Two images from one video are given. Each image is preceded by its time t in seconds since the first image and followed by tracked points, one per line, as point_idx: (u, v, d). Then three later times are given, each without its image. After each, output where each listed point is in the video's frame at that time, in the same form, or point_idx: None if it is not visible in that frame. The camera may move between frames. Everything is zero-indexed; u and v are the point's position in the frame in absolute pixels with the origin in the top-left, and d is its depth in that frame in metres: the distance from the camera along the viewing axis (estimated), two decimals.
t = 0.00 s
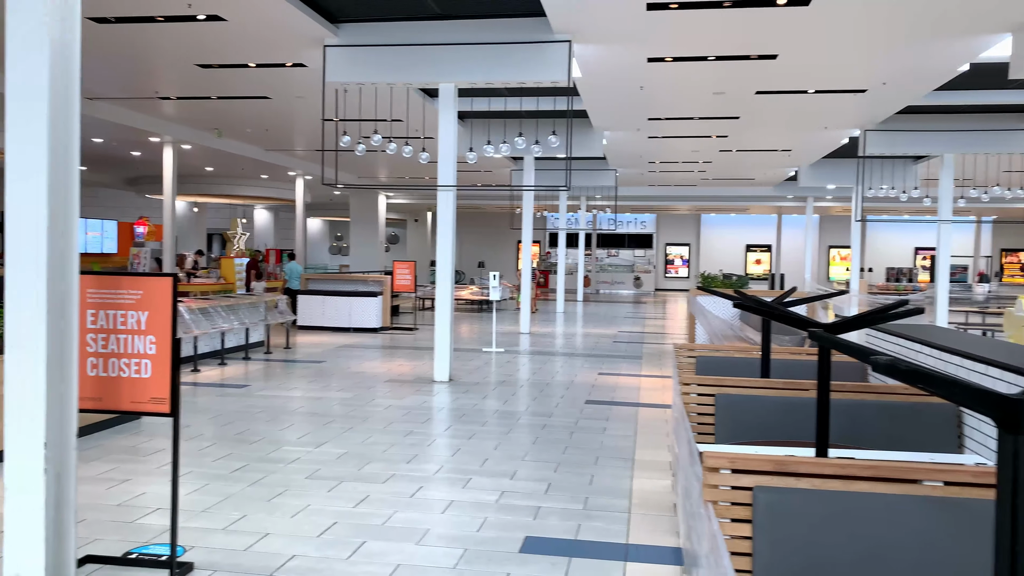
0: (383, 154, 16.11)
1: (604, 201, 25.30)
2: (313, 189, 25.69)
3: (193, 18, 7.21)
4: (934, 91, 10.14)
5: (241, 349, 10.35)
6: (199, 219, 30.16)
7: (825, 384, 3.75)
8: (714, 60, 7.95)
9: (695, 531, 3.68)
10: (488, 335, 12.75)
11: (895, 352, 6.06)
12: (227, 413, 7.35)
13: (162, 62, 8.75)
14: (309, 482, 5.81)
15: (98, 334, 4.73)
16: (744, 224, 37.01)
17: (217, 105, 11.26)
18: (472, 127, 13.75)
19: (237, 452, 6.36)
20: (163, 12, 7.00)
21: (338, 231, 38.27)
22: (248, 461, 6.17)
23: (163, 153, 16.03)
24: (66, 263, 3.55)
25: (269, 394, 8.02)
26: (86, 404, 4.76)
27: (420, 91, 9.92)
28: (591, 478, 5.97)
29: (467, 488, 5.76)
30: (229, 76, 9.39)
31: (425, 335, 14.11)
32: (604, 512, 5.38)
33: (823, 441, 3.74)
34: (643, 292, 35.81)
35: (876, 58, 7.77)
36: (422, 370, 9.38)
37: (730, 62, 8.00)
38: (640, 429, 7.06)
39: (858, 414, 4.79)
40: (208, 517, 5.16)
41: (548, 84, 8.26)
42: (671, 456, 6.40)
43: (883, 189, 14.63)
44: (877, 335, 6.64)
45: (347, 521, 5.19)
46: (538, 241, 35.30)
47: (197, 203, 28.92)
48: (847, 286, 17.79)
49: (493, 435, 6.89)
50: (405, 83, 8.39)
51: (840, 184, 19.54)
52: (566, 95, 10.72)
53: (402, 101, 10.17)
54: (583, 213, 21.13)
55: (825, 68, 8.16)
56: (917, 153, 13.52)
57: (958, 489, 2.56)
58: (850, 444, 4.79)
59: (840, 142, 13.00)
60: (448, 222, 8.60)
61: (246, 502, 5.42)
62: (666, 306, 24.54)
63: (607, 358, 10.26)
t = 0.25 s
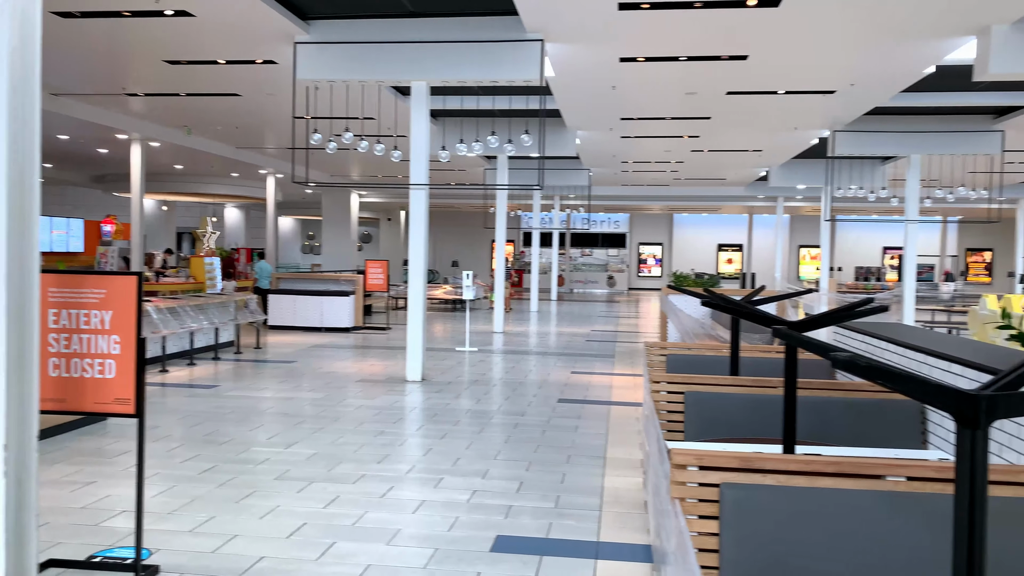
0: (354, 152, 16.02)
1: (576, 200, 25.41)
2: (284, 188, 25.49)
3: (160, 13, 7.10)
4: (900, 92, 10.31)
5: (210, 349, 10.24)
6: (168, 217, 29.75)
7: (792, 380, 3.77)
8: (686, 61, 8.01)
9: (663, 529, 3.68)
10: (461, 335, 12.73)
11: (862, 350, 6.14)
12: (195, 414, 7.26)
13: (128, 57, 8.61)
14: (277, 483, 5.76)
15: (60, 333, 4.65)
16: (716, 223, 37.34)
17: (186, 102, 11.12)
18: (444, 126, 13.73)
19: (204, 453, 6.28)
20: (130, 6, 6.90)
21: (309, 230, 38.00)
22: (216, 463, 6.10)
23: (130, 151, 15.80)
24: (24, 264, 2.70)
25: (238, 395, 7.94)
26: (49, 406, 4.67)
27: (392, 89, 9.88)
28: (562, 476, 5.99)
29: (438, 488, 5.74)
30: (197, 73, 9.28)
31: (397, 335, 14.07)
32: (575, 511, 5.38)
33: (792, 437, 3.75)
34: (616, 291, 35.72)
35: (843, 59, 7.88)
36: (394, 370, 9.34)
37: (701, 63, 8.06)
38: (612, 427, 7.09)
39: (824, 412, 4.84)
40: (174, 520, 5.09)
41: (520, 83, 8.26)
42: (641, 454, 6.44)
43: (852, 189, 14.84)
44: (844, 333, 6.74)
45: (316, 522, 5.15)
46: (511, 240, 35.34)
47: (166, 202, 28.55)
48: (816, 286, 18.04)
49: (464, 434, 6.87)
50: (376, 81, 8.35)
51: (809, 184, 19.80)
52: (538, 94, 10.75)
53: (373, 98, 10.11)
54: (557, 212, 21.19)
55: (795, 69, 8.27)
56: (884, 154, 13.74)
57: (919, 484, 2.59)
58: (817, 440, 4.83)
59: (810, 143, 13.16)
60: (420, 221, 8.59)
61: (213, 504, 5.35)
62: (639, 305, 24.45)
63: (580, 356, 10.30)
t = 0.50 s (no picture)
0: (312, 149, 15.85)
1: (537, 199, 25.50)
2: (241, 185, 25.10)
3: (110, 4, 6.93)
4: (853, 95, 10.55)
5: (164, 349, 10.03)
6: (119, 214, 29.06)
7: (745, 377, 3.83)
8: (645, 61, 8.08)
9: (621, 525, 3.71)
10: (421, 333, 12.68)
11: (816, 347, 6.25)
12: (147, 415, 7.09)
13: (76, 49, 8.39)
14: (232, 484, 5.65)
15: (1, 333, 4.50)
16: (675, 223, 37.82)
17: (138, 96, 10.87)
18: (404, 124, 13.66)
19: (155, 455, 6.13)
20: None
21: (267, 227, 37.46)
22: (168, 464, 5.96)
23: (79, 145, 15.38)
24: None
25: (193, 395, 7.78)
26: None
27: (351, 86, 9.79)
28: (521, 474, 5.99)
29: (397, 488, 5.69)
30: (150, 66, 9.08)
31: (356, 334, 13.95)
32: (534, 509, 5.39)
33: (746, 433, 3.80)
34: (576, 288, 36.52)
35: (798, 61, 8.03)
36: (353, 369, 9.25)
37: (660, 63, 8.14)
38: (571, 425, 7.12)
39: (778, 408, 4.91)
40: (123, 523, 4.95)
41: (481, 81, 8.25)
42: (600, 451, 6.48)
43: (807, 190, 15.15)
44: (798, 331, 6.86)
45: (272, 523, 5.06)
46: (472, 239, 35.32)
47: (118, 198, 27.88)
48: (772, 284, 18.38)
49: (424, 433, 6.84)
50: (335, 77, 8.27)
51: (765, 184, 20.16)
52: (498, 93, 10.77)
53: (331, 95, 10.01)
54: (517, 210, 21.23)
55: (751, 71, 8.40)
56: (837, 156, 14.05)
57: (868, 479, 2.63)
58: (772, 436, 4.89)
59: (766, 144, 13.41)
60: (380, 219, 8.54)
61: (165, 507, 5.23)
62: (600, 305, 23.77)
63: (539, 354, 10.33)
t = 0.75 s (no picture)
0: (271, 145, 15.60)
1: (500, 198, 25.49)
2: (198, 182, 24.60)
3: None
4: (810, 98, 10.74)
5: (117, 349, 9.78)
6: (70, 211, 28.25)
7: (704, 375, 3.86)
8: (606, 61, 8.11)
9: (579, 525, 3.71)
10: (382, 333, 12.57)
11: (774, 348, 6.33)
12: (98, 418, 6.90)
13: (23, 41, 8.11)
14: (186, 488, 5.52)
15: None
16: (637, 223, 38.15)
17: (88, 90, 10.56)
18: (364, 121, 13.53)
19: (106, 458, 5.97)
20: None
21: (225, 226, 36.80)
22: (120, 468, 5.80)
23: (27, 140, 14.90)
24: None
25: (147, 397, 7.60)
26: None
27: (310, 82, 9.65)
28: (482, 474, 5.97)
29: (356, 489, 5.63)
30: (100, 60, 8.83)
31: (316, 333, 13.77)
32: (495, 509, 5.37)
33: (705, 430, 3.82)
34: (540, 287, 36.64)
35: (756, 63, 8.15)
36: (313, 369, 9.13)
37: (621, 64, 8.19)
38: (533, 424, 7.12)
39: (736, 406, 4.96)
40: (72, 528, 4.80)
41: (442, 79, 8.20)
42: (561, 450, 6.49)
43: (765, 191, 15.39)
44: (755, 330, 6.96)
45: (227, 527, 4.95)
46: (435, 238, 35.17)
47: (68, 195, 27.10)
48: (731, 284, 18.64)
49: (384, 434, 6.77)
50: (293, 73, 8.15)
51: (724, 184, 20.45)
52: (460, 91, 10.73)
53: (290, 91, 9.85)
54: (480, 209, 21.19)
55: (710, 72, 8.50)
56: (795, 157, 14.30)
57: (824, 475, 2.67)
58: (730, 434, 4.94)
59: (725, 144, 13.59)
60: (340, 217, 8.45)
61: (116, 511, 5.08)
62: (563, 304, 23.35)
63: (501, 353, 10.32)
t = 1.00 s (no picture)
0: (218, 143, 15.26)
1: (453, 198, 25.43)
2: (141, 179, 23.91)
3: None
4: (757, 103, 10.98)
5: (55, 352, 9.45)
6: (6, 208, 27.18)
7: (653, 377, 3.90)
8: (558, 63, 8.16)
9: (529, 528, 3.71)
10: (333, 334, 12.42)
11: (722, 349, 6.44)
12: (34, 423, 6.65)
13: None
14: (127, 494, 5.36)
15: None
16: (590, 223, 38.47)
17: (24, 84, 10.18)
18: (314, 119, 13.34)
19: (43, 465, 5.76)
20: None
21: (171, 224, 35.85)
22: (57, 475, 5.60)
23: None
24: None
25: (87, 401, 7.36)
26: None
27: (258, 79, 9.48)
28: (433, 477, 5.94)
29: (304, 494, 5.54)
30: (36, 54, 8.52)
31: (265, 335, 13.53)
32: (445, 512, 5.35)
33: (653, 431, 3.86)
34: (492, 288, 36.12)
35: (705, 68, 8.29)
36: (261, 371, 8.97)
37: (574, 66, 8.24)
38: (484, 425, 7.12)
39: (685, 405, 5.04)
40: (5, 539, 4.62)
41: (394, 78, 8.13)
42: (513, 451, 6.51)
43: (715, 193, 15.68)
44: (703, 330, 7.09)
45: (171, 534, 4.82)
46: (388, 237, 34.89)
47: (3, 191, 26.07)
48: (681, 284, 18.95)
49: (334, 437, 6.69)
50: (241, 70, 8.00)
51: (675, 186, 20.77)
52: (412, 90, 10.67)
53: (237, 87, 9.65)
54: (433, 209, 21.10)
55: (662, 75, 8.62)
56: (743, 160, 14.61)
57: (768, 475, 2.74)
58: (678, 434, 5.00)
59: (675, 147, 13.80)
60: (288, 217, 8.33)
61: (53, 520, 4.90)
62: (517, 304, 23.55)
63: (454, 354, 10.30)
